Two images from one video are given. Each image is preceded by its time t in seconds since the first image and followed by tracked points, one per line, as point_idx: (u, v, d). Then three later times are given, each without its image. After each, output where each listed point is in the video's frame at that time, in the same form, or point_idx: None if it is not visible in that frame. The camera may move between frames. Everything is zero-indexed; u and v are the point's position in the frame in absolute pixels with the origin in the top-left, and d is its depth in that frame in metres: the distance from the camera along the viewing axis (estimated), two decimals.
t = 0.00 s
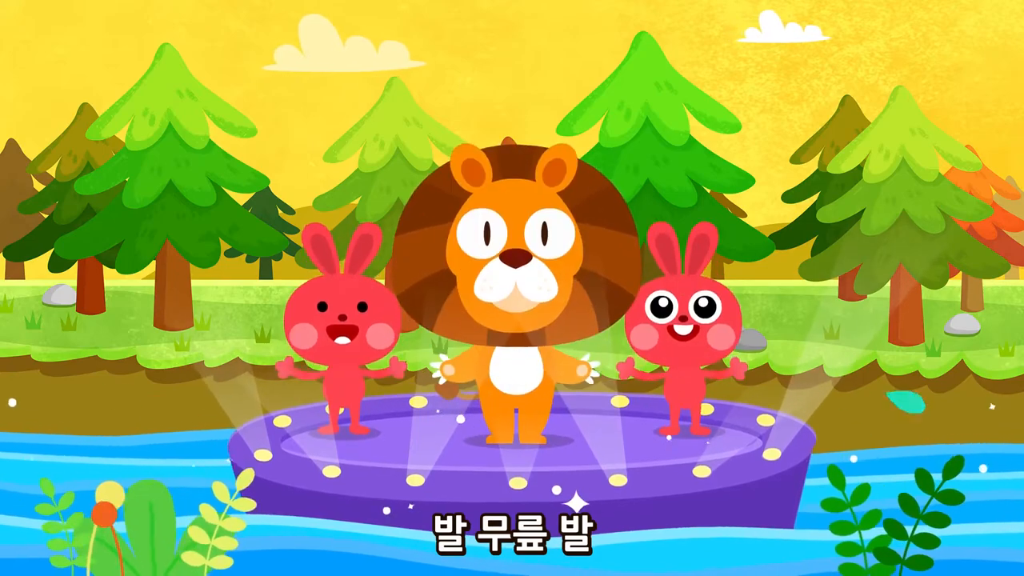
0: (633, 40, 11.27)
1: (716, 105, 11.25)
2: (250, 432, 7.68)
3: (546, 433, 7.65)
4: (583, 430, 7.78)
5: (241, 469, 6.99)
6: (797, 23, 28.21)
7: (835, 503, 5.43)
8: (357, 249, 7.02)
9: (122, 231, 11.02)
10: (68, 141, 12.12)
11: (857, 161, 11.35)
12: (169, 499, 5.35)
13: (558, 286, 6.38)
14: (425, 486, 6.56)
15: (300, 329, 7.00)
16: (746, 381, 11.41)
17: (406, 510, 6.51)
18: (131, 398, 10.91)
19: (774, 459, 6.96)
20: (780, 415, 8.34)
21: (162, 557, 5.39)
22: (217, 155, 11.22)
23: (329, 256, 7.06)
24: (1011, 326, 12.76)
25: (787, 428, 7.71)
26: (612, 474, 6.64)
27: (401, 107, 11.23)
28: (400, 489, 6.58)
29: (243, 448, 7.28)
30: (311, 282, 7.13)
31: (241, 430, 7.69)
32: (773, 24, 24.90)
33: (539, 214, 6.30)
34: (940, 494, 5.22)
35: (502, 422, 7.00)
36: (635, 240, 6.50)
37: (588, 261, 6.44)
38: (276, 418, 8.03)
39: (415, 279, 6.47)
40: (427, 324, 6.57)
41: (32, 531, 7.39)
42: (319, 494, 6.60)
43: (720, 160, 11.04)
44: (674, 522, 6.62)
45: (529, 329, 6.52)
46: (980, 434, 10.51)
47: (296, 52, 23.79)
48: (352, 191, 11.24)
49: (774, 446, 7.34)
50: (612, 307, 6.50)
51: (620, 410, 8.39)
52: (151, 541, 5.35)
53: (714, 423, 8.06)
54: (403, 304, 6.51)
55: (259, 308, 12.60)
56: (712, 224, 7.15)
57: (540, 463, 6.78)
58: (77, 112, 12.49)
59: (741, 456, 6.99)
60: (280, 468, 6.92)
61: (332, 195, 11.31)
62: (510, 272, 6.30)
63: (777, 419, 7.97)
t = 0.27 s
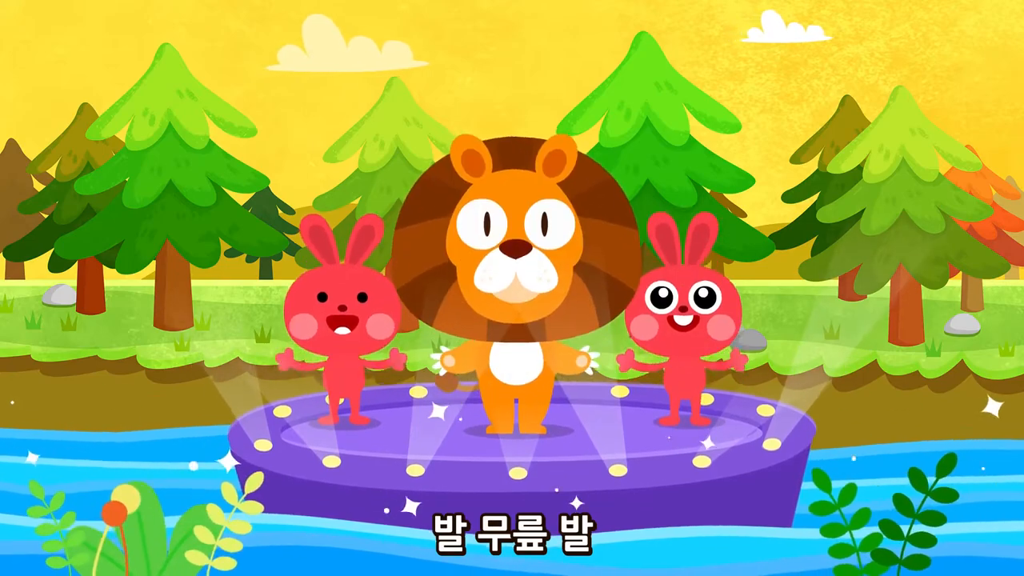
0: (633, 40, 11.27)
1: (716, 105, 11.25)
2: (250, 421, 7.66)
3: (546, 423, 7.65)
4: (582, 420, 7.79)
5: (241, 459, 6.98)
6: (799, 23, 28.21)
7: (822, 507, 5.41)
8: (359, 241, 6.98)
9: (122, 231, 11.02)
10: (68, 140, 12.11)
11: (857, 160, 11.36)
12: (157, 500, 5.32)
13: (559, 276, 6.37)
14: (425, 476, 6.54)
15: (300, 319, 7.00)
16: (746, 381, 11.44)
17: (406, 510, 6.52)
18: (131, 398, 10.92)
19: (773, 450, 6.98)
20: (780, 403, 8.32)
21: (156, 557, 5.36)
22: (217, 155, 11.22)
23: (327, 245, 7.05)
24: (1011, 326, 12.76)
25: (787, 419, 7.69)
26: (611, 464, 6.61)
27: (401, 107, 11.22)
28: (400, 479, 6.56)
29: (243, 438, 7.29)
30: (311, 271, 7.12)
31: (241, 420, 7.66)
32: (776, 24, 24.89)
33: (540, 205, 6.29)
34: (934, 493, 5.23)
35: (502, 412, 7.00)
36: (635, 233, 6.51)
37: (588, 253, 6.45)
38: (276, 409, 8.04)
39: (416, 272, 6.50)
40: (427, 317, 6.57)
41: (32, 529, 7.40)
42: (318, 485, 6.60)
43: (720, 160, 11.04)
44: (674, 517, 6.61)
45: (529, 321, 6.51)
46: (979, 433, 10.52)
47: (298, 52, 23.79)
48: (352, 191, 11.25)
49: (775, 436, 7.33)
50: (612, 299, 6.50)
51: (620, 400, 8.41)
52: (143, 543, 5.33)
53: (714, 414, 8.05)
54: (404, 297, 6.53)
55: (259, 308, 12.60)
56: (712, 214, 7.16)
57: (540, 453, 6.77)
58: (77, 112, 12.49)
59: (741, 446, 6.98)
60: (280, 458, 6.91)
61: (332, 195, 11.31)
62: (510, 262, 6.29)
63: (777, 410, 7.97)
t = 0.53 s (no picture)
0: (633, 40, 11.27)
1: (716, 105, 11.25)
2: (250, 424, 7.68)
3: (546, 425, 7.66)
4: (582, 422, 7.79)
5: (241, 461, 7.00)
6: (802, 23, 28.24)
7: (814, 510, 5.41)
8: (360, 246, 6.97)
9: (122, 231, 11.02)
10: (68, 141, 12.11)
11: (857, 161, 11.36)
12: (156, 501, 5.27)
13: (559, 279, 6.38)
14: (425, 479, 6.56)
15: (300, 321, 7.03)
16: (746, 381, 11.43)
17: (406, 510, 6.50)
18: (131, 398, 10.91)
19: (773, 453, 7.02)
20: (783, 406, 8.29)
21: (156, 557, 5.33)
22: (217, 155, 11.22)
23: (327, 248, 7.06)
24: (1011, 326, 12.76)
25: (787, 422, 7.71)
26: (611, 467, 6.64)
27: (401, 107, 11.22)
28: (400, 482, 6.57)
29: (243, 441, 7.28)
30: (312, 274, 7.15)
31: (241, 422, 7.69)
32: (777, 24, 24.89)
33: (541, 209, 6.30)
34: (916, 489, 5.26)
35: (502, 415, 7.00)
36: (635, 237, 6.52)
37: (587, 256, 6.44)
38: (276, 410, 8.05)
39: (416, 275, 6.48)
40: (427, 318, 6.57)
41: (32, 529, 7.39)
42: (320, 488, 6.62)
43: (720, 161, 11.05)
44: (675, 518, 6.61)
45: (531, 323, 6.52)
46: (979, 432, 10.51)
47: (301, 52, 23.80)
48: (352, 191, 11.24)
49: (775, 438, 7.36)
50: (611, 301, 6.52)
51: (620, 402, 8.49)
52: (143, 543, 5.28)
53: (714, 416, 8.05)
54: (403, 299, 6.53)
55: (259, 308, 12.58)
56: (712, 220, 7.16)
57: (540, 455, 6.78)
58: (77, 112, 12.49)
59: (741, 449, 7.01)
60: (280, 460, 6.92)
61: (332, 195, 11.30)
62: (510, 264, 6.30)
63: (778, 412, 7.99)
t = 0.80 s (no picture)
0: (633, 40, 11.27)
1: (716, 105, 11.25)
2: (250, 433, 7.67)
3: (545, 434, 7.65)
4: (582, 432, 7.79)
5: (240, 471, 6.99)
6: (802, 23, 28.26)
7: (813, 511, 5.36)
8: (358, 253, 7.02)
9: (122, 231, 11.02)
10: (68, 141, 12.11)
11: (857, 161, 11.35)
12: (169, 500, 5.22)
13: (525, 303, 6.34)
14: (425, 488, 6.53)
15: (300, 329, 7.03)
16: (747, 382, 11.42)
17: (406, 510, 6.50)
18: (131, 398, 10.90)
19: (773, 461, 7.00)
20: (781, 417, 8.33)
21: (162, 558, 5.25)
22: (217, 155, 11.22)
23: (326, 259, 7.08)
24: (1011, 326, 12.76)
25: (787, 430, 7.72)
26: (611, 476, 6.62)
27: (401, 107, 11.23)
28: (400, 490, 6.57)
29: (243, 450, 7.27)
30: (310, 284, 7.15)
31: (241, 431, 7.67)
32: (778, 25, 24.91)
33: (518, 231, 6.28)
34: (908, 489, 5.22)
35: (500, 425, 7.05)
36: (626, 268, 6.45)
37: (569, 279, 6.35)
38: (276, 420, 8.04)
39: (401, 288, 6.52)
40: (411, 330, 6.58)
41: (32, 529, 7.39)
42: (322, 497, 6.61)
43: (720, 160, 11.04)
44: (676, 523, 6.61)
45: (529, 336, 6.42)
46: (979, 432, 10.51)
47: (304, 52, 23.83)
48: (352, 191, 11.19)
49: (774, 447, 7.36)
50: (586, 330, 6.41)
51: (620, 411, 8.48)
52: (151, 541, 5.21)
53: (714, 425, 8.06)
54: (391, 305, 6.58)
55: (259, 308, 12.54)
56: (712, 233, 7.20)
57: (541, 465, 6.77)
58: (77, 112, 12.49)
59: (740, 458, 7.00)
60: (279, 470, 6.92)
61: (332, 195, 11.29)
62: (477, 286, 6.29)
63: (777, 422, 7.98)
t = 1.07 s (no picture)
0: (633, 40, 11.28)
1: (716, 104, 11.25)
2: (250, 437, 7.66)
3: (545, 438, 7.65)
4: (581, 436, 7.79)
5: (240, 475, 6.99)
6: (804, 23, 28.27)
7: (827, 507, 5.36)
8: (354, 260, 7.06)
9: (122, 231, 11.02)
10: (67, 141, 12.11)
11: (857, 161, 11.35)
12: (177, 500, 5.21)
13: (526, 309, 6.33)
14: (425, 492, 6.51)
15: (305, 331, 7.01)
16: (747, 382, 11.42)
17: (405, 511, 6.48)
18: (131, 399, 10.90)
19: (773, 466, 7.01)
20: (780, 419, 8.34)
21: (165, 558, 5.24)
22: (217, 155, 11.22)
23: (327, 265, 7.07)
24: (1011, 326, 12.75)
25: (787, 435, 7.70)
26: (612, 480, 6.61)
27: (401, 107, 11.23)
28: (400, 494, 6.56)
29: (243, 454, 7.26)
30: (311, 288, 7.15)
31: (241, 435, 7.66)
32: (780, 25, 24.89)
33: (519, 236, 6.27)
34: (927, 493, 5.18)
35: (501, 429, 7.04)
36: (626, 272, 6.44)
37: (569, 284, 6.37)
38: (276, 424, 8.03)
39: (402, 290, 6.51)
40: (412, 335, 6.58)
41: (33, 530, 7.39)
42: (321, 502, 6.63)
43: (720, 160, 11.04)
44: (676, 527, 6.61)
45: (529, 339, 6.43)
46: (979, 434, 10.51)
47: (307, 51, 23.86)
48: (352, 191, 11.21)
49: (774, 452, 7.37)
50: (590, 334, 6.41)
51: (621, 415, 8.51)
52: (155, 541, 5.20)
53: (714, 430, 8.08)
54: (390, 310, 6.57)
55: (259, 308, 12.50)
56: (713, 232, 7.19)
57: (541, 469, 6.77)
58: (77, 111, 12.49)
59: (741, 462, 7.00)
60: (279, 474, 6.91)
61: (332, 195, 11.29)
62: (476, 290, 6.29)
63: (778, 426, 7.98)
